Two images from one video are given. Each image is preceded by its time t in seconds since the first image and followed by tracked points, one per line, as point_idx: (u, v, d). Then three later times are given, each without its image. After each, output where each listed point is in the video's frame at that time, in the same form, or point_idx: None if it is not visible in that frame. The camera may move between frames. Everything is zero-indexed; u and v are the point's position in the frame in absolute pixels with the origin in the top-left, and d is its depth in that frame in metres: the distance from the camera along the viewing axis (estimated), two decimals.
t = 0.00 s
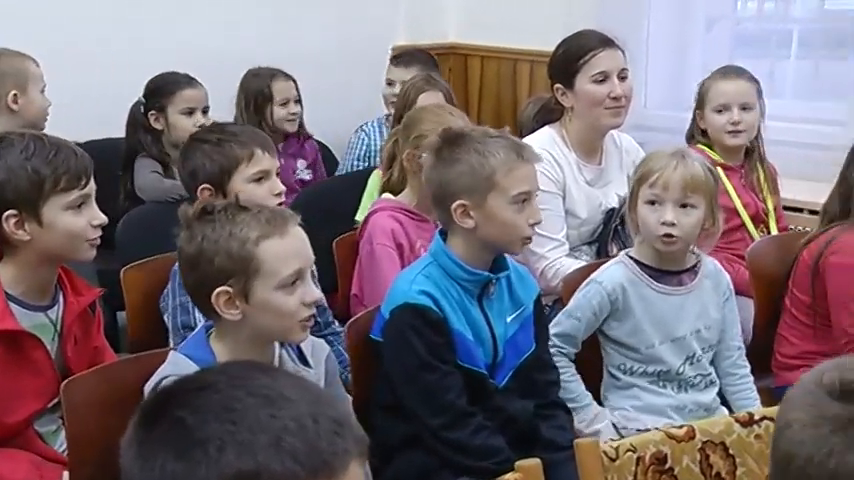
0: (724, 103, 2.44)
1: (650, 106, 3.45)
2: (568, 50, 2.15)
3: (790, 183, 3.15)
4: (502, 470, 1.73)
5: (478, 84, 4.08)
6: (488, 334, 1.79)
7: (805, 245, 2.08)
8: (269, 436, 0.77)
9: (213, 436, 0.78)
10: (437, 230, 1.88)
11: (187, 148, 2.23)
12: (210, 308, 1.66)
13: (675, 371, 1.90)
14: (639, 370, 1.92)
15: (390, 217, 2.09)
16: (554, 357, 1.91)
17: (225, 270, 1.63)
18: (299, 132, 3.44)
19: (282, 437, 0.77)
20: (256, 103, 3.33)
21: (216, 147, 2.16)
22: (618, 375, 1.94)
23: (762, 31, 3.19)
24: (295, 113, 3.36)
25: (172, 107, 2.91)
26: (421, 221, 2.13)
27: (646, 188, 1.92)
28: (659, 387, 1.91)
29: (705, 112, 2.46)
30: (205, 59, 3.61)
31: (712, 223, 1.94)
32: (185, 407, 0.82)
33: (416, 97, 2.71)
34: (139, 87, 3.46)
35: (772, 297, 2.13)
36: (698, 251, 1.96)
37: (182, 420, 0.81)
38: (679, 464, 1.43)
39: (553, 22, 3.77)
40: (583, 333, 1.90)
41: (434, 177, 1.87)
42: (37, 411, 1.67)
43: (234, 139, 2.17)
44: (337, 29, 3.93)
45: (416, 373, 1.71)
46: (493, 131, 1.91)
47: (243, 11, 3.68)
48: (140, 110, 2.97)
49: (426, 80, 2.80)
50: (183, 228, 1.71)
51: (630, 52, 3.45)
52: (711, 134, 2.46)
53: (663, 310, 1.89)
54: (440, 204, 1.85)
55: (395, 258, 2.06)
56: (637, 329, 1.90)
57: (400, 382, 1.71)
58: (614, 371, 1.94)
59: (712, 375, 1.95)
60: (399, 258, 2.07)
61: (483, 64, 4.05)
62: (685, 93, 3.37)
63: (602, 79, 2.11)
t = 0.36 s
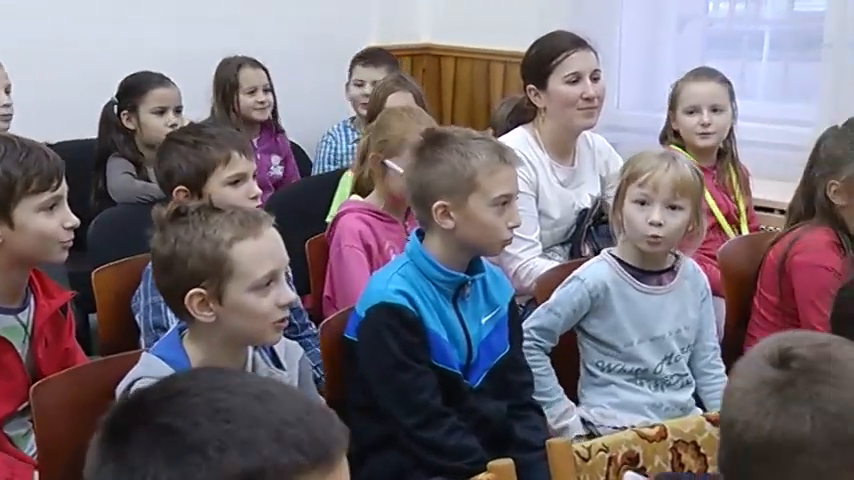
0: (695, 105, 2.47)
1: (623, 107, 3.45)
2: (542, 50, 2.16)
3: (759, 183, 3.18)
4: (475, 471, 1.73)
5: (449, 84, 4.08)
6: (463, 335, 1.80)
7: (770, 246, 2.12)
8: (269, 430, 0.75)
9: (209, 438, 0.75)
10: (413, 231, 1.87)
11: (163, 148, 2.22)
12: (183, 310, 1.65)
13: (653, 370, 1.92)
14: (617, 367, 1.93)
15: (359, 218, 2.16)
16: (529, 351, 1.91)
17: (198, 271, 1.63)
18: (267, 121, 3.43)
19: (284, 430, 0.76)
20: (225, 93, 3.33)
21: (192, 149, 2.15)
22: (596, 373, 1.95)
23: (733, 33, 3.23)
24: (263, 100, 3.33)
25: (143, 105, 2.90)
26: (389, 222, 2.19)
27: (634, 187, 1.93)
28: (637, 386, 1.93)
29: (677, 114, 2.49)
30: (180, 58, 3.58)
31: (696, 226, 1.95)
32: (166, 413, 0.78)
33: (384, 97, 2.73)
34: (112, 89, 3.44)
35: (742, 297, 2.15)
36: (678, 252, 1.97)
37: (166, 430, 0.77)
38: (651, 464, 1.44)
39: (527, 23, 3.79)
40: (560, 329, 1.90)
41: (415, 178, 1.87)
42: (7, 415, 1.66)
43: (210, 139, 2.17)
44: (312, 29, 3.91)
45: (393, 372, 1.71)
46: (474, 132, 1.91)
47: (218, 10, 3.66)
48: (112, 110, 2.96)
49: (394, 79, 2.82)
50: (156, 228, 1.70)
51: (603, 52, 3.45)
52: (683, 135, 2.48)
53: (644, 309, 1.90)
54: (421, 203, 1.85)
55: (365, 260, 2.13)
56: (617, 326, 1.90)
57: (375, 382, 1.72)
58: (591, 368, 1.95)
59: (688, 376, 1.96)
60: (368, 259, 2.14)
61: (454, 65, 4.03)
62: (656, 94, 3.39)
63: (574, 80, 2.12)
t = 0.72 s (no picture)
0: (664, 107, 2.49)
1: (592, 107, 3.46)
2: (510, 51, 2.17)
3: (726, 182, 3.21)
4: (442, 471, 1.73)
5: (416, 83, 4.08)
6: (428, 336, 1.80)
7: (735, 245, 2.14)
8: (278, 422, 0.75)
9: (223, 435, 0.72)
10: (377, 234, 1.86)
11: (139, 151, 2.20)
12: (148, 311, 1.64)
13: (612, 371, 1.93)
14: (576, 369, 1.93)
15: (332, 218, 2.16)
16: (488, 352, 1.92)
17: (167, 272, 1.61)
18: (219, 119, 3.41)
19: (287, 417, 0.75)
20: (173, 95, 3.33)
21: (169, 153, 2.14)
22: (557, 374, 1.96)
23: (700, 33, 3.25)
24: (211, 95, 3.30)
25: (106, 105, 2.89)
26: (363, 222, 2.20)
27: (604, 189, 1.93)
28: (597, 386, 1.93)
29: (647, 115, 2.51)
30: (151, 59, 3.58)
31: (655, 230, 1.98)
32: (158, 412, 0.74)
33: (336, 100, 2.77)
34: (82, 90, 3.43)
35: (708, 297, 2.16)
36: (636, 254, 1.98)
37: (169, 434, 0.72)
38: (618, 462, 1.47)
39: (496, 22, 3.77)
40: (517, 331, 1.91)
41: (371, 181, 1.88)
42: None
43: (188, 143, 2.15)
44: (284, 29, 3.90)
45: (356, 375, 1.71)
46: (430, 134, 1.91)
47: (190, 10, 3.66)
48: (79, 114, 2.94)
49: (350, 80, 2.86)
50: (122, 230, 1.69)
51: (572, 54, 3.46)
52: (652, 136, 2.50)
53: (600, 311, 1.91)
54: (380, 208, 1.86)
55: (336, 258, 2.12)
56: (573, 328, 1.91)
57: (339, 383, 1.71)
58: (552, 370, 1.96)
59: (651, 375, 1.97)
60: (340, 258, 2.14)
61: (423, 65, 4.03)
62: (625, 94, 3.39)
63: (542, 80, 2.13)
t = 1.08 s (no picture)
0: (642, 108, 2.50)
1: (568, 107, 3.46)
2: (487, 51, 2.18)
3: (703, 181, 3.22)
4: (419, 471, 1.73)
5: (395, 83, 4.07)
6: (406, 335, 1.80)
7: (712, 245, 2.15)
8: (255, 426, 0.74)
9: (203, 438, 0.72)
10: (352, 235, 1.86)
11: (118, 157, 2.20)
12: (122, 313, 1.63)
13: (593, 371, 1.93)
14: (558, 367, 1.94)
15: (309, 217, 2.16)
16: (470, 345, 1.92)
17: (149, 273, 1.60)
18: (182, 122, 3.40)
19: (266, 423, 0.75)
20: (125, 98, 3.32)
21: (146, 158, 2.12)
22: (537, 372, 1.96)
23: (676, 33, 3.26)
24: (153, 103, 3.23)
25: (88, 104, 2.87)
26: (340, 222, 2.20)
27: (601, 181, 1.92)
28: (577, 386, 1.94)
29: (625, 116, 2.52)
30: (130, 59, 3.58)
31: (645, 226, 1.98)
32: (137, 415, 0.73)
33: (313, 100, 2.78)
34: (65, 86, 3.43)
35: (684, 296, 2.18)
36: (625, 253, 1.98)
37: (145, 440, 0.72)
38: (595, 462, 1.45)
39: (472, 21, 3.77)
40: (501, 325, 1.91)
41: (346, 182, 1.88)
42: None
43: (165, 148, 2.13)
44: (262, 29, 3.89)
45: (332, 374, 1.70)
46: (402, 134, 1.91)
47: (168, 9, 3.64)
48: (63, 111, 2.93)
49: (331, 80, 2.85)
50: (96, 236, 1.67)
51: (549, 53, 3.47)
52: (630, 137, 2.51)
53: (586, 309, 1.91)
54: (355, 210, 1.86)
55: (314, 257, 2.12)
56: (558, 326, 1.92)
57: (315, 384, 1.71)
58: (533, 368, 1.96)
59: (630, 375, 1.98)
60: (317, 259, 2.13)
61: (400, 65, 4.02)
62: (601, 95, 3.40)
63: (519, 81, 2.14)
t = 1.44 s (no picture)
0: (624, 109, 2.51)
1: (548, 107, 3.47)
2: (464, 52, 2.19)
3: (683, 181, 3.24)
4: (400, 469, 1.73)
5: (376, 83, 4.06)
6: (394, 331, 1.81)
7: (690, 244, 2.15)
8: (228, 430, 0.73)
9: (173, 442, 0.71)
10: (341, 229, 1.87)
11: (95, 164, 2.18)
12: (102, 313, 1.62)
13: (590, 366, 1.94)
14: (555, 361, 1.94)
15: (291, 215, 2.16)
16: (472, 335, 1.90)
17: (134, 275, 1.59)
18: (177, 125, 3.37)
19: (240, 429, 0.74)
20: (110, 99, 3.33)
21: (124, 162, 2.12)
22: (536, 364, 1.96)
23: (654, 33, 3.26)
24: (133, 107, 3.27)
25: (67, 105, 2.88)
26: (324, 221, 2.20)
27: (585, 179, 1.94)
28: (573, 381, 1.94)
29: (606, 116, 2.53)
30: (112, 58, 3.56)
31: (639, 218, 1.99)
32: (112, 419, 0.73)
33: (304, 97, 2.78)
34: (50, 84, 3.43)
35: (665, 293, 2.19)
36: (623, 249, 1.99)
37: (119, 443, 0.71)
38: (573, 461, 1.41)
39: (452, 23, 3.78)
40: (507, 318, 1.90)
41: (332, 181, 1.88)
42: None
43: (143, 150, 2.12)
44: (244, 29, 3.88)
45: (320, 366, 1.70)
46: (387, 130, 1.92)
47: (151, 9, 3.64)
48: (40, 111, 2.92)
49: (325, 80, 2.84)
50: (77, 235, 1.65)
51: (528, 53, 3.47)
52: (611, 138, 2.52)
53: (596, 303, 1.90)
54: (343, 205, 1.86)
55: (295, 254, 2.12)
56: (567, 319, 1.91)
57: (299, 381, 1.71)
58: (531, 360, 1.96)
59: (625, 371, 1.99)
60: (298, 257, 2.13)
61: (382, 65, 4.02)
62: (581, 95, 3.42)
63: (496, 81, 2.15)
